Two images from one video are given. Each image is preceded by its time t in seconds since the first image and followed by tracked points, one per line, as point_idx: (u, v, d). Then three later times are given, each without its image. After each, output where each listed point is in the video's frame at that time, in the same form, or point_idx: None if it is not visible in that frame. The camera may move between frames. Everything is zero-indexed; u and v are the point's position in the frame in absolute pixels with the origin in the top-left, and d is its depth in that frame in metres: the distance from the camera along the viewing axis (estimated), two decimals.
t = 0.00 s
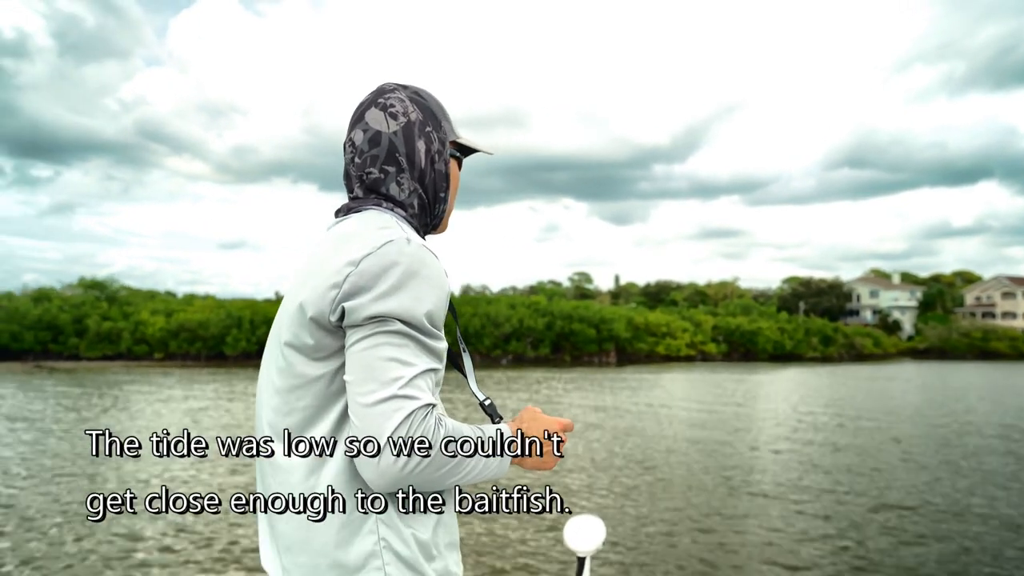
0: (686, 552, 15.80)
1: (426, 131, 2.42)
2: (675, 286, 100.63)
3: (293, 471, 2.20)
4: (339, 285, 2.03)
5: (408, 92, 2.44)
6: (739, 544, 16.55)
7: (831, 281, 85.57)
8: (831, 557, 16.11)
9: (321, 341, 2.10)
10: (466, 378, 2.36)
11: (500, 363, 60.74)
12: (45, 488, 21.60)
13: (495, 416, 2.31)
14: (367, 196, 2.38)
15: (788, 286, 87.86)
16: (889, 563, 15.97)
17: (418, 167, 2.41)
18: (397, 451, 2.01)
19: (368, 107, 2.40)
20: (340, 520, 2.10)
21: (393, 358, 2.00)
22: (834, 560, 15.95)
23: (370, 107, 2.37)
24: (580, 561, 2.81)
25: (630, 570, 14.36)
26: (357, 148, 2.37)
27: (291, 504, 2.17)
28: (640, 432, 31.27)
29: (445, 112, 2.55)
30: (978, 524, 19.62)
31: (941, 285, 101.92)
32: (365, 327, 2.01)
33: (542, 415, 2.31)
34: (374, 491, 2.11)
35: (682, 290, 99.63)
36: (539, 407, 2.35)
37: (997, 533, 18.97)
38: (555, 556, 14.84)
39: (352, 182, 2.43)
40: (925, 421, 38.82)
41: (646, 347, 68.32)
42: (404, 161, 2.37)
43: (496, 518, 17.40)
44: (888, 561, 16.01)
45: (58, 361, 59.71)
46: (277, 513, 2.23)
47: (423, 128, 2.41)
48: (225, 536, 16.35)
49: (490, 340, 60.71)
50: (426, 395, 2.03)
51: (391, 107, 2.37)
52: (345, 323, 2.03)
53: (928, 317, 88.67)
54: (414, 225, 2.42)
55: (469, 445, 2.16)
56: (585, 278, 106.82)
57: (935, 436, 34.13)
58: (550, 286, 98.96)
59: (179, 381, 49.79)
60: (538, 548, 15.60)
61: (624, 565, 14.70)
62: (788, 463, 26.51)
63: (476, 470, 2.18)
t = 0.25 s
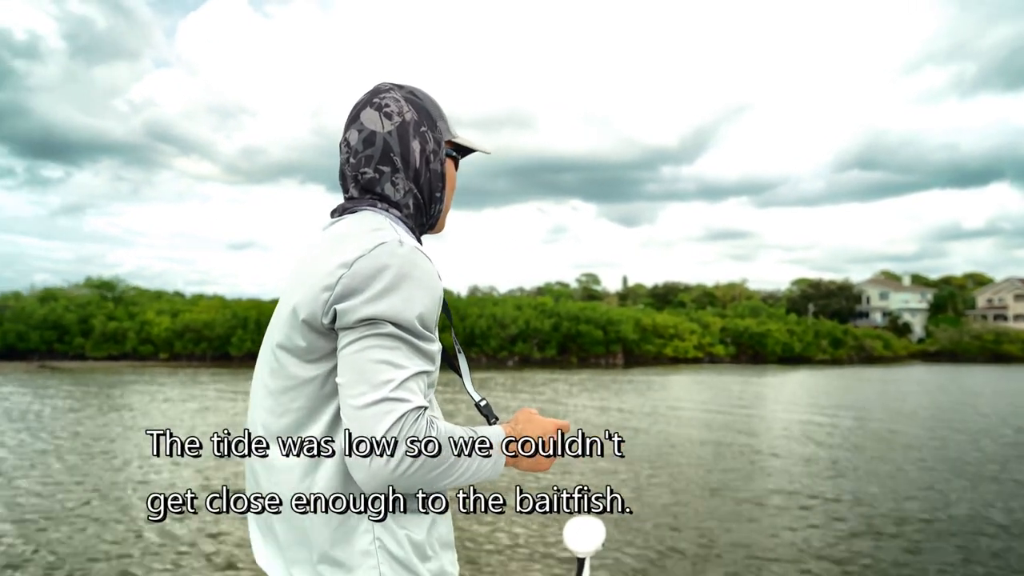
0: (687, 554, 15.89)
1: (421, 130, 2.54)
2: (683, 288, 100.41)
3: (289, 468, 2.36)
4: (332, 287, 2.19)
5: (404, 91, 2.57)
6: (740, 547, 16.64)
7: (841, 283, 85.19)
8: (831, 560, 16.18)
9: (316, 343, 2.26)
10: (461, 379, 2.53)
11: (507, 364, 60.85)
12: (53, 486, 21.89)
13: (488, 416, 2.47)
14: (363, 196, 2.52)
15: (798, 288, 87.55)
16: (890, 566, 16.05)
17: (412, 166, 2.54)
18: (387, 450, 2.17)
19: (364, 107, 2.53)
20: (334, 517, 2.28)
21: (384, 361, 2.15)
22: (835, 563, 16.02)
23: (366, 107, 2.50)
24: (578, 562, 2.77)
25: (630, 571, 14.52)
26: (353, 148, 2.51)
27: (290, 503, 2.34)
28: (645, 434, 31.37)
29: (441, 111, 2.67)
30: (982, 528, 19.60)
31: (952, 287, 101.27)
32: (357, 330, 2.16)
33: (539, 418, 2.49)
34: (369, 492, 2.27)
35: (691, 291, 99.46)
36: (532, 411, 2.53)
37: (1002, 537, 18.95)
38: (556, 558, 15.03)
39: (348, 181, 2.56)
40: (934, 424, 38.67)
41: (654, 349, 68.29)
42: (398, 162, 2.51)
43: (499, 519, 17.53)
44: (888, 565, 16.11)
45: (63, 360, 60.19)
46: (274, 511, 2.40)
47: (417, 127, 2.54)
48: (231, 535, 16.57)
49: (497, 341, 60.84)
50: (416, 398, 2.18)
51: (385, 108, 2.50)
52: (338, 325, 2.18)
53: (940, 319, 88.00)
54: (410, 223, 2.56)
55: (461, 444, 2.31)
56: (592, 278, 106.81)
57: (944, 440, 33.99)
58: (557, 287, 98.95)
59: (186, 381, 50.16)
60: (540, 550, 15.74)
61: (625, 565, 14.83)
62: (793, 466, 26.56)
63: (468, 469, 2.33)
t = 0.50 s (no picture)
0: (697, 556, 15.85)
1: (421, 130, 2.57)
2: (695, 289, 100.04)
3: (290, 469, 2.39)
4: (332, 288, 2.21)
5: (404, 90, 2.60)
6: (749, 550, 16.59)
7: (854, 284, 84.65)
8: (841, 564, 16.11)
9: (316, 343, 2.29)
10: (464, 380, 2.54)
11: (517, 365, 60.87)
12: (66, 485, 22.08)
13: (491, 416, 2.48)
14: (365, 195, 2.54)
15: (811, 289, 87.06)
16: (901, 570, 15.96)
17: (413, 165, 2.56)
18: (387, 449, 2.19)
19: (365, 107, 2.56)
20: (335, 517, 2.31)
21: (383, 362, 2.18)
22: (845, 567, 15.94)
23: (367, 108, 2.53)
24: (586, 561, 2.89)
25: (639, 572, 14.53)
26: (354, 148, 2.54)
27: (291, 504, 2.36)
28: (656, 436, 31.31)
29: (443, 110, 2.69)
30: (995, 532, 19.44)
31: (968, 288, 100.42)
32: (357, 332, 2.19)
33: (542, 419, 2.47)
34: (370, 493, 2.29)
35: (703, 292, 99.10)
36: (537, 411, 2.52)
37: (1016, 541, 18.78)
38: (564, 560, 15.06)
39: (350, 181, 2.59)
40: (948, 427, 38.36)
41: (665, 350, 68.14)
42: (399, 161, 2.52)
43: (508, 520, 17.58)
44: (899, 569, 16.02)
45: (74, 360, 60.60)
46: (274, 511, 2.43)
47: (418, 126, 2.56)
48: (241, 534, 16.66)
49: (507, 342, 60.83)
50: (416, 400, 2.21)
51: (385, 107, 2.52)
52: (337, 328, 2.21)
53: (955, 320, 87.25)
54: (412, 223, 2.59)
55: (464, 445, 2.33)
56: (603, 279, 106.69)
57: (958, 443, 33.71)
58: (568, 288, 98.86)
59: (198, 380, 50.45)
60: (549, 551, 15.74)
61: (634, 567, 14.84)
62: (805, 468, 26.45)
63: (470, 471, 2.36)
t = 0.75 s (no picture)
0: (704, 558, 15.79)
1: (424, 129, 2.56)
2: (703, 289, 99.84)
3: (295, 467, 2.38)
4: (335, 289, 2.20)
5: (407, 90, 2.58)
6: (756, 552, 16.54)
7: (864, 284, 84.27)
8: (850, 566, 16.05)
9: (320, 344, 2.28)
10: (468, 380, 2.53)
11: (524, 365, 60.94)
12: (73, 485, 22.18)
13: (495, 417, 2.46)
14: (369, 195, 2.53)
15: (821, 289, 86.69)
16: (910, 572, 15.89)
17: (416, 166, 2.55)
18: (394, 450, 2.18)
19: (368, 107, 2.55)
20: (340, 517, 2.29)
21: (386, 365, 2.16)
22: (852, 569, 15.89)
23: (369, 108, 2.53)
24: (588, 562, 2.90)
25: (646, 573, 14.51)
26: (357, 148, 2.53)
27: (296, 503, 2.35)
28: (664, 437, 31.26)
29: (447, 110, 2.68)
30: (1007, 534, 19.34)
31: (980, 287, 99.80)
32: (361, 333, 2.17)
33: (547, 420, 2.44)
34: (376, 493, 2.28)
35: (711, 292, 98.85)
36: (541, 411, 2.49)
37: None
38: (571, 561, 15.06)
39: (353, 182, 2.58)
40: (960, 428, 38.10)
41: (673, 350, 68.05)
42: (402, 160, 2.52)
43: (515, 521, 17.59)
44: (908, 571, 15.94)
45: (80, 360, 60.86)
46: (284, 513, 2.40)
47: (421, 126, 2.55)
48: (247, 535, 16.69)
49: (514, 342, 60.86)
50: (419, 401, 2.19)
51: (389, 107, 2.51)
52: (340, 328, 2.20)
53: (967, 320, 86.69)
54: (416, 223, 2.57)
55: (473, 444, 2.32)
56: (611, 279, 106.63)
57: (968, 444, 33.55)
58: (575, 287, 98.81)
59: (204, 381, 50.64)
60: (556, 552, 15.73)
61: (641, 568, 14.83)
62: (814, 470, 26.36)
63: (473, 471, 2.33)
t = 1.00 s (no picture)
0: (704, 558, 15.78)
1: (423, 127, 2.53)
2: (704, 287, 99.74)
3: (293, 467, 2.35)
4: (334, 289, 2.18)
5: (406, 87, 2.55)
6: (756, 552, 16.53)
7: (866, 282, 84.18)
8: (850, 565, 16.05)
9: (317, 344, 2.25)
10: (467, 380, 2.50)
11: (525, 364, 60.93)
12: (71, 485, 22.18)
13: (493, 416, 2.44)
14: (367, 195, 2.51)
15: (823, 287, 86.50)
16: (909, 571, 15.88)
17: (414, 164, 2.52)
18: (395, 450, 2.16)
19: (366, 105, 2.53)
20: (339, 518, 2.26)
21: (385, 365, 2.14)
22: (852, 569, 15.87)
23: (367, 105, 2.50)
24: (584, 560, 2.90)
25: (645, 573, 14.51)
26: (355, 146, 2.50)
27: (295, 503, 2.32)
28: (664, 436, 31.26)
29: (446, 108, 2.65)
30: (1008, 534, 19.30)
31: (983, 285, 99.57)
32: (359, 333, 2.15)
33: (547, 419, 2.43)
34: (377, 492, 2.25)
35: (712, 290, 98.78)
36: (540, 411, 2.48)
37: None
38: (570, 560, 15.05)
39: (352, 179, 2.55)
40: (962, 428, 38.02)
41: (674, 349, 68.05)
42: (400, 159, 2.49)
43: (515, 520, 17.59)
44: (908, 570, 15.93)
45: (78, 360, 60.81)
46: (282, 513, 2.37)
47: (419, 124, 2.52)
48: (246, 535, 16.68)
49: (514, 341, 60.83)
50: (418, 399, 2.17)
51: (387, 105, 2.49)
52: (339, 328, 2.18)
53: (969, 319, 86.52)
54: (415, 222, 2.54)
55: (479, 442, 2.32)
56: (612, 277, 106.61)
57: (969, 444, 33.49)
58: (576, 286, 98.79)
59: (202, 380, 50.62)
60: (555, 551, 15.71)
61: (640, 568, 14.83)
62: (814, 469, 26.34)
63: (471, 469, 2.31)
